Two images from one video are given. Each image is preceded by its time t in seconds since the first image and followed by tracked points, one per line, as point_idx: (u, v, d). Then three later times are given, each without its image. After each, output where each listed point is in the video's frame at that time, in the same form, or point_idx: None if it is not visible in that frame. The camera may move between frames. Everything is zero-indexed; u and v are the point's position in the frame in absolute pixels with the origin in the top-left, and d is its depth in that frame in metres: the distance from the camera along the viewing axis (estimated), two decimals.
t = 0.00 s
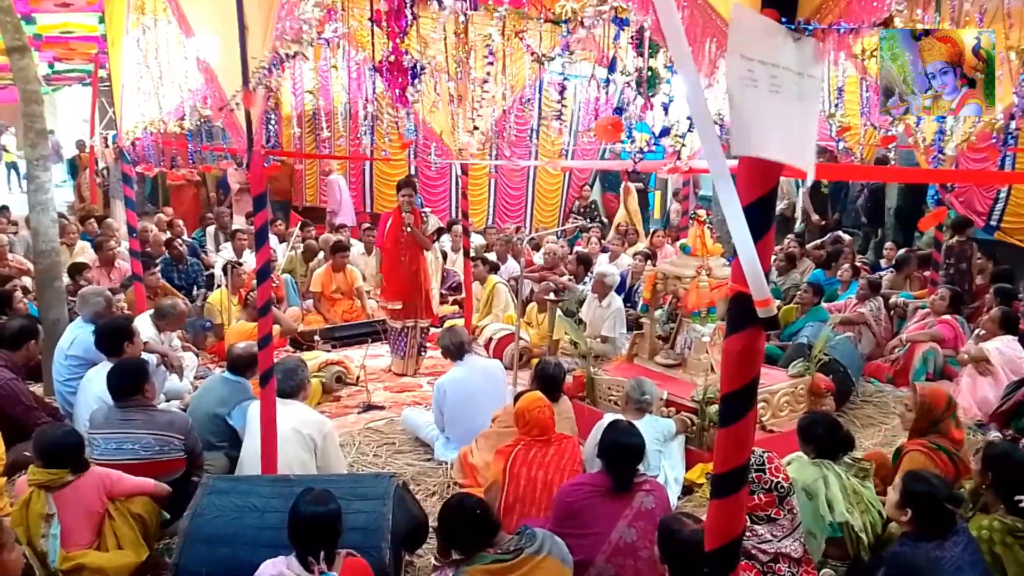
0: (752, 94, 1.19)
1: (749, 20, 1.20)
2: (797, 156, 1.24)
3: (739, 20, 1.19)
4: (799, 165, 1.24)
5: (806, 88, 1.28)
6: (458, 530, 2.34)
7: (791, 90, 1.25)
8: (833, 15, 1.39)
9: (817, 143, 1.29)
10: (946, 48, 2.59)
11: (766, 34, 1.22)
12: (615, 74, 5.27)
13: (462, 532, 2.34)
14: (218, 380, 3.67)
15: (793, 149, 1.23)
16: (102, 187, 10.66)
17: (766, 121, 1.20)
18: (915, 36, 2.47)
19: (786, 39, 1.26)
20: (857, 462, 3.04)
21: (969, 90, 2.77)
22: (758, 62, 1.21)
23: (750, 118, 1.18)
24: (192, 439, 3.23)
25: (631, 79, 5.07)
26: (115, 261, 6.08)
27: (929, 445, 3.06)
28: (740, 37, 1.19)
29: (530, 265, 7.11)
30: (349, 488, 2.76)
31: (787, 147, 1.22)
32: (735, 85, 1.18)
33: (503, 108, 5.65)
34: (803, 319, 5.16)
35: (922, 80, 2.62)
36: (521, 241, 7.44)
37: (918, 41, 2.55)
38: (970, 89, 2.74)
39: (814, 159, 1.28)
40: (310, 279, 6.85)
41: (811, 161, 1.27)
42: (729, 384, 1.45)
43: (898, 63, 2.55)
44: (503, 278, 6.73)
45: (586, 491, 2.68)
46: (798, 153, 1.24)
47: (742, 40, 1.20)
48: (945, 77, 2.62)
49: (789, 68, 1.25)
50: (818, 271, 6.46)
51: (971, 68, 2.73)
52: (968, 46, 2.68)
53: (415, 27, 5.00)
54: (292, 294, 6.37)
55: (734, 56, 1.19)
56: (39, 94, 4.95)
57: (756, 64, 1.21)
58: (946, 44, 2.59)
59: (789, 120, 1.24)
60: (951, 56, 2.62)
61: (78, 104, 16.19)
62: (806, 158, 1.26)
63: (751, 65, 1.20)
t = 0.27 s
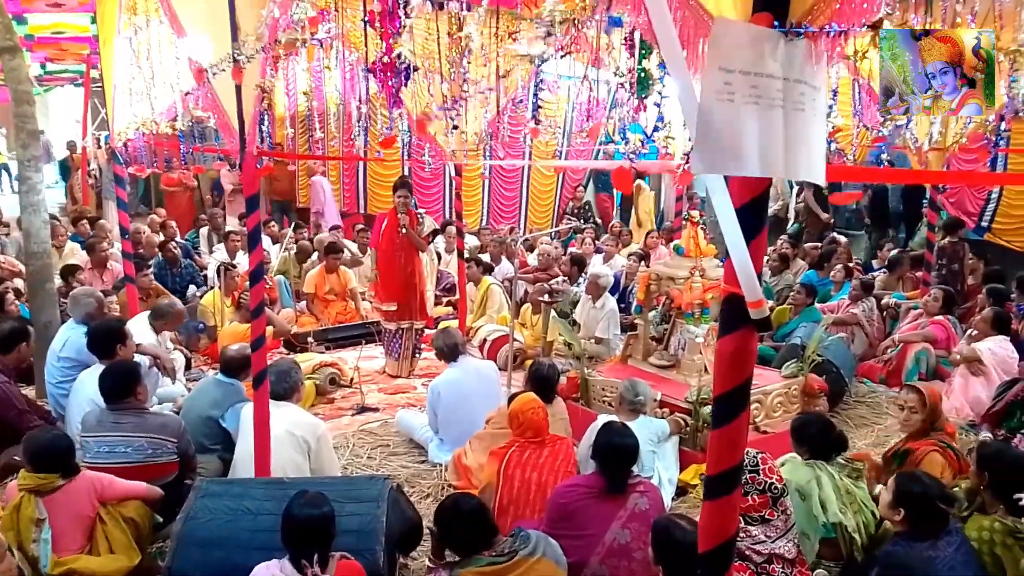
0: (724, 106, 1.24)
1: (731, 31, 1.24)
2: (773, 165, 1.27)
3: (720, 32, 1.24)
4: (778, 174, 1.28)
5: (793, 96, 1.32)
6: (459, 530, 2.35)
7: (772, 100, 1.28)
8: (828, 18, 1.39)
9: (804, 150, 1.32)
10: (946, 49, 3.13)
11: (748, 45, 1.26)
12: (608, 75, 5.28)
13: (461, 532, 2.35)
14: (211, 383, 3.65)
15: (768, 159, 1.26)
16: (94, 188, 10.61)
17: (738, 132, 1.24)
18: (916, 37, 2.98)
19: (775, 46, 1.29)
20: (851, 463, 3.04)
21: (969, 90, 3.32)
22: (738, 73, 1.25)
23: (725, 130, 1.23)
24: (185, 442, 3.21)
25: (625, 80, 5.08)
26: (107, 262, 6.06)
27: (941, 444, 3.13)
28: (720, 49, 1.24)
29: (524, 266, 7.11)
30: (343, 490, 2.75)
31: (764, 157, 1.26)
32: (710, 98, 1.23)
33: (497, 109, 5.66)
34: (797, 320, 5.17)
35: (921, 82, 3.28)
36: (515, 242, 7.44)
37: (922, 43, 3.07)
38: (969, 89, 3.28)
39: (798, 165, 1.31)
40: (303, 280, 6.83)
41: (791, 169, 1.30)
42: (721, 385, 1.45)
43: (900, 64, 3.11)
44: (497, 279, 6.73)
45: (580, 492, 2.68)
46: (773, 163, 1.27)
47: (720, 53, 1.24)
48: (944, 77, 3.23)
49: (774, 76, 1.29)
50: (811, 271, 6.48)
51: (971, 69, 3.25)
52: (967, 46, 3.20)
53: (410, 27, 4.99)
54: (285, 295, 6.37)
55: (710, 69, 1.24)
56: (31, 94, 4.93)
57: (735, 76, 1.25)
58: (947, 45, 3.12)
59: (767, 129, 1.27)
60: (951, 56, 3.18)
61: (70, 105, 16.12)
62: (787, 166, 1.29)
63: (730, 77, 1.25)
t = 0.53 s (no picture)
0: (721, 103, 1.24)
1: (722, 31, 1.25)
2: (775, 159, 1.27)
3: (710, 34, 1.24)
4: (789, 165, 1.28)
5: (791, 90, 1.33)
6: (473, 525, 2.34)
7: (767, 96, 1.29)
8: (820, 16, 1.39)
9: (811, 142, 1.32)
10: (945, 49, 3.34)
11: (739, 44, 1.27)
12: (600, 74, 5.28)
13: (472, 527, 2.34)
14: (202, 382, 3.64)
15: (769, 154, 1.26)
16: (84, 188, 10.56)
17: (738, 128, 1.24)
18: (914, 36, 3.27)
19: (766, 45, 1.31)
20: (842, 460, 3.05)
21: (969, 89, 3.52)
22: (733, 73, 1.26)
23: (733, 127, 1.23)
24: (176, 442, 3.19)
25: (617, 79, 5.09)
26: (97, 262, 6.03)
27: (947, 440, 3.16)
28: (713, 50, 1.25)
29: (516, 265, 7.12)
30: (335, 490, 2.74)
31: (772, 151, 1.26)
32: (710, 97, 1.23)
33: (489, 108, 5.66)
34: (788, 318, 5.19)
35: (921, 82, 3.49)
36: (507, 241, 7.45)
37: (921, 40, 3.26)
38: (968, 88, 3.49)
39: (809, 157, 1.31)
40: (295, 280, 6.82)
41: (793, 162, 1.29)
42: (713, 383, 1.45)
43: (899, 63, 3.38)
44: (489, 278, 6.73)
45: (573, 490, 2.68)
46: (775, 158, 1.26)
47: (713, 52, 1.25)
48: (943, 77, 3.43)
49: (769, 73, 1.30)
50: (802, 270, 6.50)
51: (971, 69, 3.44)
52: (968, 46, 3.38)
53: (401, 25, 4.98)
54: (277, 295, 6.36)
55: (705, 71, 1.24)
56: (19, 93, 4.90)
57: (730, 75, 1.26)
58: (946, 44, 3.32)
59: (765, 125, 1.27)
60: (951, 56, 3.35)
61: (59, 104, 16.03)
62: (797, 158, 1.30)
63: (725, 78, 1.25)
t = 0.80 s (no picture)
0: (706, 106, 1.23)
1: (714, 31, 1.23)
2: (755, 166, 1.26)
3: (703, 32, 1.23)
4: (759, 174, 1.27)
5: (776, 96, 1.30)
6: (494, 524, 2.28)
7: (756, 99, 1.27)
8: (813, 17, 1.36)
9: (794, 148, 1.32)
10: (945, 49, 3.27)
11: (731, 45, 1.25)
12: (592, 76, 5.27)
13: (490, 527, 2.28)
14: (190, 385, 3.59)
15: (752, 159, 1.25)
16: (72, 188, 10.49)
17: (720, 133, 1.23)
18: (915, 37, 3.21)
19: (759, 47, 1.28)
20: (833, 462, 3.05)
21: (970, 91, 3.44)
22: (722, 74, 1.24)
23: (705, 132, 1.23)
24: (163, 445, 3.16)
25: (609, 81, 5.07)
26: (85, 263, 5.97)
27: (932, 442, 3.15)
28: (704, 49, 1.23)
29: (508, 267, 7.10)
30: (324, 493, 2.72)
31: (745, 158, 1.25)
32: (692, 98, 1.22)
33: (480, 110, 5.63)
34: (780, 321, 5.19)
35: (921, 82, 3.40)
36: (499, 243, 7.43)
37: (925, 40, 3.23)
38: (969, 88, 3.38)
39: (780, 166, 1.30)
40: (285, 281, 6.78)
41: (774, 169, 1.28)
42: (705, 385, 1.43)
43: (899, 64, 3.33)
44: (481, 280, 6.70)
45: (565, 493, 2.67)
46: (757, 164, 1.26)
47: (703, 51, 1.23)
48: (944, 77, 3.34)
49: (757, 76, 1.28)
50: (794, 273, 6.50)
51: (971, 69, 3.35)
52: (967, 45, 3.31)
53: (393, 24, 4.94)
54: (267, 296, 6.33)
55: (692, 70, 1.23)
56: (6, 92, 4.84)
57: (719, 76, 1.24)
58: (946, 44, 3.26)
59: (750, 131, 1.26)
60: (951, 56, 3.29)
61: (48, 103, 15.93)
62: (768, 166, 1.28)
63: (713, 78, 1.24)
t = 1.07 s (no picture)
0: (702, 98, 1.22)
1: (713, 23, 1.23)
2: (747, 162, 1.26)
3: (703, 23, 1.22)
4: (750, 172, 1.27)
5: (767, 95, 1.31)
6: (498, 524, 2.29)
7: (748, 96, 1.27)
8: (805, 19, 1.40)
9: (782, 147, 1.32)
10: (946, 49, 3.34)
11: (728, 40, 1.25)
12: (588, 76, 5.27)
13: (499, 526, 2.29)
14: (185, 385, 3.59)
15: (743, 156, 1.25)
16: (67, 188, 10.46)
17: (715, 127, 1.23)
18: (915, 37, 3.28)
19: (754, 44, 1.28)
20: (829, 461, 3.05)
21: (970, 88, 3.52)
22: (718, 67, 1.24)
23: (701, 123, 1.22)
24: (159, 446, 3.15)
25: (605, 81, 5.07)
26: (79, 263, 5.96)
27: (913, 442, 3.15)
28: (703, 40, 1.23)
29: (504, 267, 7.11)
30: (320, 493, 2.71)
31: (736, 154, 1.25)
32: (688, 88, 1.21)
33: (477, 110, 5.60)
34: (775, 320, 5.20)
35: (921, 81, 3.50)
36: (495, 243, 7.43)
37: (928, 39, 3.30)
38: (969, 88, 3.49)
39: (768, 165, 1.30)
40: (281, 281, 6.78)
41: (766, 168, 1.29)
42: (701, 385, 1.44)
43: (899, 64, 3.42)
44: (477, 280, 6.71)
45: (562, 493, 2.67)
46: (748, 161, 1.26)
47: (700, 43, 1.23)
48: (944, 77, 3.43)
49: (751, 73, 1.28)
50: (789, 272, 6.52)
51: (971, 69, 3.45)
52: (968, 46, 3.38)
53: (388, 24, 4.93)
54: (263, 296, 6.33)
55: (690, 60, 1.22)
56: None
57: (715, 69, 1.24)
58: (946, 45, 3.32)
59: (743, 127, 1.26)
60: (953, 55, 3.37)
61: (43, 103, 15.89)
62: (757, 164, 1.28)
63: (709, 70, 1.24)
